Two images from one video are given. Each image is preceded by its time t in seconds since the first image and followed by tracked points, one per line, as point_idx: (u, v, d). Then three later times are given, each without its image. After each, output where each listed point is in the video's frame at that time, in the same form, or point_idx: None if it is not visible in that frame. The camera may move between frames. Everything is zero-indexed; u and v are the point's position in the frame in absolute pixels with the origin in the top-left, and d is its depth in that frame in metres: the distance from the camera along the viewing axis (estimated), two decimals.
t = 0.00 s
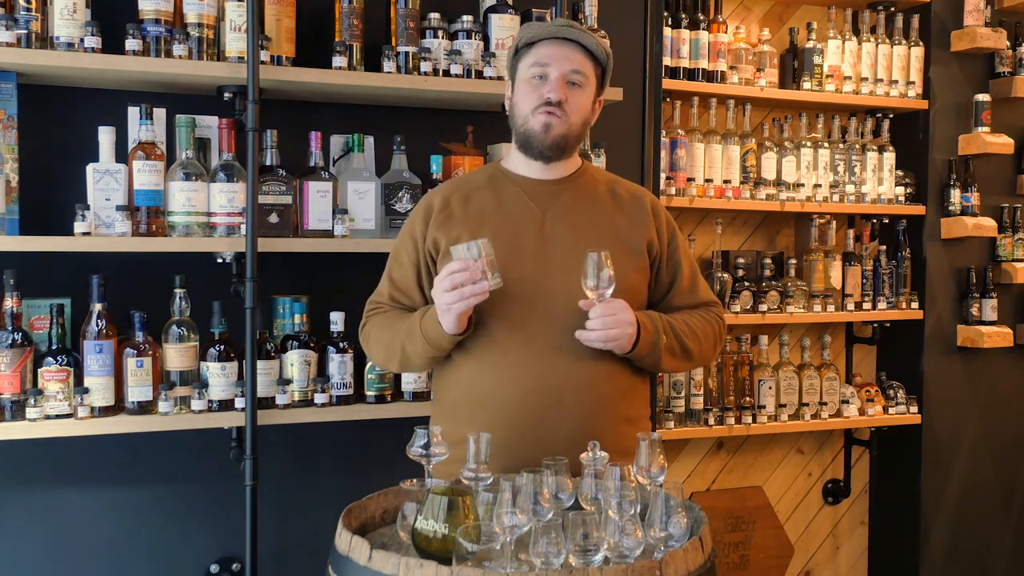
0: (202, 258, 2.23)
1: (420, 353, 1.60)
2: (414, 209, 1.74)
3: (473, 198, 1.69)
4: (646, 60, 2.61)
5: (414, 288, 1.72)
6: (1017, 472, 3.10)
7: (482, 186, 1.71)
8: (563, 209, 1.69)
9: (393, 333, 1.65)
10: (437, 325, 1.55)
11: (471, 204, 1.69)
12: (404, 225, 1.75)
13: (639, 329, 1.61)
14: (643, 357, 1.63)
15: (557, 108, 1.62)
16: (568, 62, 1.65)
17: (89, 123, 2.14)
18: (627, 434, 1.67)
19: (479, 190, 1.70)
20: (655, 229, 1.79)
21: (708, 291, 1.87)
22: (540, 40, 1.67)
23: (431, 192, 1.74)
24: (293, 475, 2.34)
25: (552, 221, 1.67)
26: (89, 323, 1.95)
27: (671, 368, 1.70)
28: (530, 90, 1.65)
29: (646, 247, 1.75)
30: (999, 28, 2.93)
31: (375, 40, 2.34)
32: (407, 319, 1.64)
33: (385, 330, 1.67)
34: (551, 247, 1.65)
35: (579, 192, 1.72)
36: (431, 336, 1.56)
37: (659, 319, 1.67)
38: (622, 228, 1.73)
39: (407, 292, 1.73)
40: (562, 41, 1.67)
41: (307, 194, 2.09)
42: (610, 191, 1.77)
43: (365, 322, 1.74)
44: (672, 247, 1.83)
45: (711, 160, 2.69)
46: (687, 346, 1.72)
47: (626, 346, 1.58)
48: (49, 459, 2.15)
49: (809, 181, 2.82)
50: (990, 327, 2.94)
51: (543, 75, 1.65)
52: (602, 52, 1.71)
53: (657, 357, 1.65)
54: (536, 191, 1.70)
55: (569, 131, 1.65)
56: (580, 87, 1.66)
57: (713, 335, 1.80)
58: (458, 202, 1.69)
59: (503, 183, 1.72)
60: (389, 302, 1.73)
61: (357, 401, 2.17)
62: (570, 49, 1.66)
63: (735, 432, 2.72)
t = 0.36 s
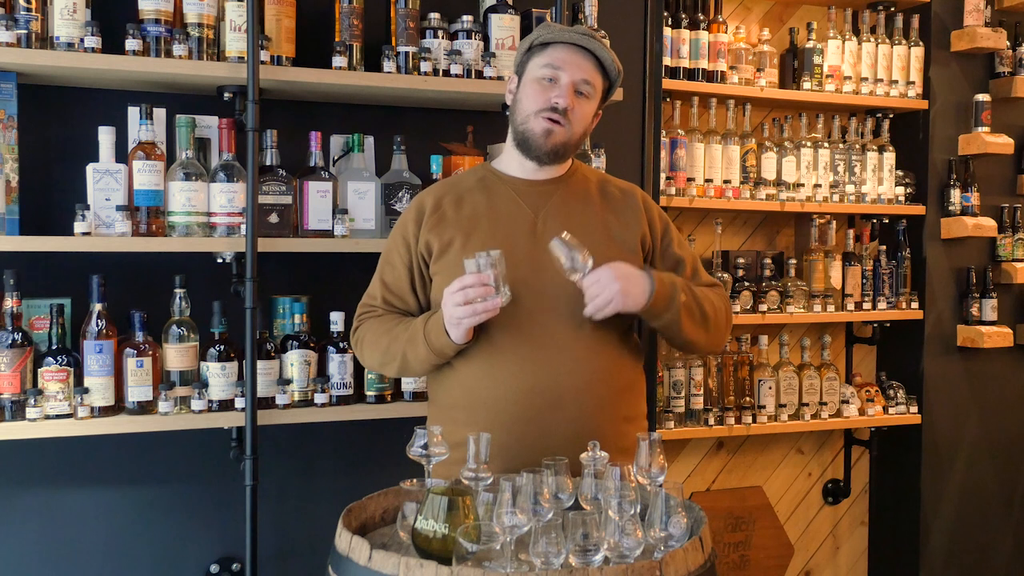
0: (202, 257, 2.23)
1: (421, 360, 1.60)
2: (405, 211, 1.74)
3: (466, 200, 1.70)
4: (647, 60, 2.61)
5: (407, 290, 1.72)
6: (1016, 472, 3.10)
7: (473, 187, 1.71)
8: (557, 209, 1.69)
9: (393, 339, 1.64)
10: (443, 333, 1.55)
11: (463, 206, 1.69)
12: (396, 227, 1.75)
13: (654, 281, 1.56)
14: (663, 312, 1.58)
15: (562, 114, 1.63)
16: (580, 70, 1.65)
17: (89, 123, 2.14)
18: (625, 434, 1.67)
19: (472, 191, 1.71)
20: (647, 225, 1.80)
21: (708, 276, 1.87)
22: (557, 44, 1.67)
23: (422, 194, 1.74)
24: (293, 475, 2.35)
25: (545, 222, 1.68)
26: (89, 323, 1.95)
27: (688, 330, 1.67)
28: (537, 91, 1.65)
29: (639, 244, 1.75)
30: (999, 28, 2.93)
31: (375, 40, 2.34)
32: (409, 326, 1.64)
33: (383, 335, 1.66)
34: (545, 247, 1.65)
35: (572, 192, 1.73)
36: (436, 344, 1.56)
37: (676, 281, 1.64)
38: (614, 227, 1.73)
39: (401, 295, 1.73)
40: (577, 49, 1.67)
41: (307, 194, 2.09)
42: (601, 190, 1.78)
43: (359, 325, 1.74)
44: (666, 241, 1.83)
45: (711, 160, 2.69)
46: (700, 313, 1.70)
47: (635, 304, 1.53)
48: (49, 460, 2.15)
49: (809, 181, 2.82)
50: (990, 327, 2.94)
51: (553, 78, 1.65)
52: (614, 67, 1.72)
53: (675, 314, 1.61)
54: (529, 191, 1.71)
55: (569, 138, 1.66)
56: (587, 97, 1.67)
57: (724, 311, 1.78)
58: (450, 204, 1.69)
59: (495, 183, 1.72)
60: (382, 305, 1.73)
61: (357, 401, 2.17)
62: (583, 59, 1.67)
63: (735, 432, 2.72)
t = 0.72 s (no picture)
0: (202, 257, 2.23)
1: (421, 358, 1.60)
2: (406, 207, 1.74)
3: (467, 199, 1.70)
4: (647, 60, 2.61)
5: (406, 286, 1.72)
6: (1017, 472, 3.10)
7: (475, 186, 1.71)
8: (558, 210, 1.70)
9: (392, 335, 1.64)
10: (445, 334, 1.54)
11: (464, 204, 1.69)
12: (396, 222, 1.75)
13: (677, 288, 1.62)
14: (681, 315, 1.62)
15: (561, 123, 1.63)
16: (579, 77, 1.65)
17: (89, 123, 2.14)
18: (624, 434, 1.67)
19: (473, 190, 1.71)
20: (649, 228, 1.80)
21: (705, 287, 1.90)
22: (554, 49, 1.66)
23: (423, 190, 1.74)
24: (293, 475, 2.35)
25: (546, 223, 1.68)
26: (89, 323, 1.95)
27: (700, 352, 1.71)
28: (537, 99, 1.64)
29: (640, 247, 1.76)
30: (999, 28, 2.93)
31: (375, 40, 2.34)
32: (409, 322, 1.63)
33: (382, 330, 1.66)
34: (546, 248, 1.66)
35: (574, 193, 1.73)
36: (436, 343, 1.56)
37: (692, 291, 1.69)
38: (617, 229, 1.74)
39: (400, 289, 1.73)
40: (576, 55, 1.66)
41: (307, 194, 2.09)
42: (603, 192, 1.78)
43: (355, 319, 1.73)
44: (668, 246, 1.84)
45: (711, 160, 2.69)
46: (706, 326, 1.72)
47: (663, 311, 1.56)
48: (49, 460, 2.15)
49: (809, 181, 2.82)
50: (990, 327, 2.94)
51: (552, 86, 1.64)
52: (615, 71, 1.71)
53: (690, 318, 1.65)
54: (531, 192, 1.71)
55: (570, 146, 1.66)
56: (587, 103, 1.67)
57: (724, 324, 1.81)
58: (451, 202, 1.69)
59: (497, 183, 1.72)
60: (379, 299, 1.72)
61: (357, 401, 2.17)
62: (583, 65, 1.66)
63: (735, 432, 2.72)
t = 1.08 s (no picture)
0: (202, 257, 2.23)
1: (435, 362, 1.61)
2: (419, 204, 1.74)
3: (481, 197, 1.69)
4: (646, 60, 2.61)
5: (418, 285, 1.72)
6: (1016, 472, 3.10)
7: (489, 184, 1.71)
8: (572, 210, 1.69)
9: (405, 337, 1.64)
10: (461, 340, 1.55)
11: (478, 203, 1.69)
12: (409, 220, 1.75)
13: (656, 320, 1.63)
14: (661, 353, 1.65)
15: (563, 109, 1.62)
16: (575, 61, 1.65)
17: (89, 123, 2.14)
18: (631, 436, 1.67)
19: (487, 188, 1.70)
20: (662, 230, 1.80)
21: (709, 296, 1.89)
22: (548, 39, 1.67)
23: (436, 188, 1.74)
24: (293, 475, 2.34)
25: (560, 223, 1.68)
26: (89, 323, 1.95)
27: (679, 367, 1.71)
28: (537, 90, 1.65)
29: (653, 249, 1.76)
30: (999, 28, 2.93)
31: (375, 40, 2.34)
32: (422, 325, 1.64)
33: (395, 332, 1.66)
34: (560, 249, 1.66)
35: (588, 194, 1.72)
36: (452, 349, 1.57)
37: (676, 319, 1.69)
38: (631, 230, 1.73)
39: (412, 288, 1.73)
40: (571, 40, 1.67)
41: (307, 194, 2.09)
42: (618, 191, 1.77)
43: (368, 318, 1.73)
44: (678, 252, 1.84)
45: (711, 160, 2.69)
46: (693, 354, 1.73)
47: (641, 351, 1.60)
48: (49, 459, 2.15)
49: (809, 181, 2.82)
50: (990, 327, 2.94)
51: (550, 75, 1.65)
52: (611, 50, 1.71)
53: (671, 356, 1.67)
54: (545, 191, 1.70)
55: (577, 132, 1.65)
56: (588, 87, 1.66)
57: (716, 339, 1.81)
58: (465, 200, 1.69)
59: (510, 181, 1.72)
60: (393, 299, 1.73)
61: (357, 401, 2.17)
62: (578, 48, 1.66)
63: (735, 432, 2.72)
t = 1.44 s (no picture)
0: (202, 257, 2.23)
1: (440, 362, 1.61)
2: (422, 205, 1.74)
3: (483, 197, 1.70)
4: (647, 60, 2.61)
5: (420, 284, 1.72)
6: (1016, 472, 3.10)
7: (491, 185, 1.71)
8: (574, 211, 1.69)
9: (410, 337, 1.64)
10: (467, 340, 1.56)
11: (480, 204, 1.69)
12: (412, 220, 1.75)
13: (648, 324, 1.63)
14: (655, 360, 1.65)
15: (570, 109, 1.62)
16: (583, 62, 1.65)
17: (89, 123, 2.14)
18: (633, 436, 1.67)
19: (489, 189, 1.71)
20: (665, 231, 1.80)
21: (715, 295, 1.88)
22: (557, 40, 1.68)
23: (439, 188, 1.74)
24: (293, 475, 2.35)
25: (563, 223, 1.68)
26: (89, 323, 1.95)
27: (677, 371, 1.71)
28: (544, 89, 1.65)
29: (655, 249, 1.75)
30: (999, 28, 2.93)
31: (375, 40, 2.34)
32: (427, 325, 1.64)
33: (399, 332, 1.65)
34: (562, 250, 1.66)
35: (590, 194, 1.73)
36: (457, 350, 1.57)
37: (669, 322, 1.68)
38: (632, 230, 1.73)
39: (415, 289, 1.73)
40: (579, 41, 1.67)
41: (307, 194, 2.09)
42: (620, 192, 1.77)
43: (370, 319, 1.72)
44: (681, 252, 1.84)
45: (711, 160, 2.69)
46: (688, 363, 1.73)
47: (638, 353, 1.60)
48: (49, 459, 2.15)
49: (809, 181, 2.82)
50: (990, 327, 2.94)
51: (558, 75, 1.65)
52: (618, 54, 1.72)
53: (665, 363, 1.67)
54: (548, 191, 1.71)
55: (582, 132, 1.65)
56: (595, 89, 1.67)
57: (720, 339, 1.80)
58: (467, 200, 1.70)
59: (512, 182, 1.72)
60: (395, 299, 1.72)
61: (357, 401, 2.17)
62: (586, 50, 1.67)
63: (734, 432, 2.72)
